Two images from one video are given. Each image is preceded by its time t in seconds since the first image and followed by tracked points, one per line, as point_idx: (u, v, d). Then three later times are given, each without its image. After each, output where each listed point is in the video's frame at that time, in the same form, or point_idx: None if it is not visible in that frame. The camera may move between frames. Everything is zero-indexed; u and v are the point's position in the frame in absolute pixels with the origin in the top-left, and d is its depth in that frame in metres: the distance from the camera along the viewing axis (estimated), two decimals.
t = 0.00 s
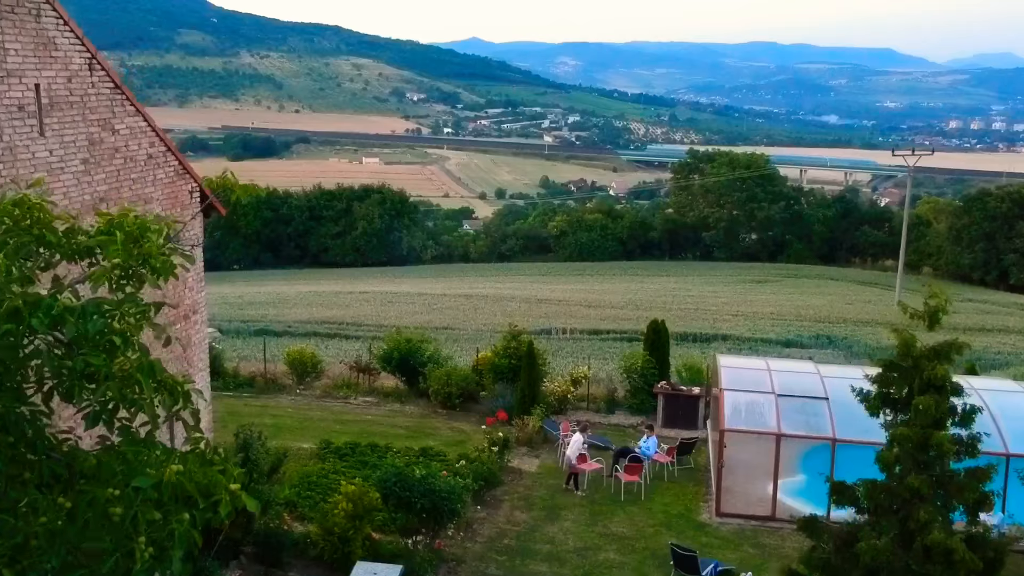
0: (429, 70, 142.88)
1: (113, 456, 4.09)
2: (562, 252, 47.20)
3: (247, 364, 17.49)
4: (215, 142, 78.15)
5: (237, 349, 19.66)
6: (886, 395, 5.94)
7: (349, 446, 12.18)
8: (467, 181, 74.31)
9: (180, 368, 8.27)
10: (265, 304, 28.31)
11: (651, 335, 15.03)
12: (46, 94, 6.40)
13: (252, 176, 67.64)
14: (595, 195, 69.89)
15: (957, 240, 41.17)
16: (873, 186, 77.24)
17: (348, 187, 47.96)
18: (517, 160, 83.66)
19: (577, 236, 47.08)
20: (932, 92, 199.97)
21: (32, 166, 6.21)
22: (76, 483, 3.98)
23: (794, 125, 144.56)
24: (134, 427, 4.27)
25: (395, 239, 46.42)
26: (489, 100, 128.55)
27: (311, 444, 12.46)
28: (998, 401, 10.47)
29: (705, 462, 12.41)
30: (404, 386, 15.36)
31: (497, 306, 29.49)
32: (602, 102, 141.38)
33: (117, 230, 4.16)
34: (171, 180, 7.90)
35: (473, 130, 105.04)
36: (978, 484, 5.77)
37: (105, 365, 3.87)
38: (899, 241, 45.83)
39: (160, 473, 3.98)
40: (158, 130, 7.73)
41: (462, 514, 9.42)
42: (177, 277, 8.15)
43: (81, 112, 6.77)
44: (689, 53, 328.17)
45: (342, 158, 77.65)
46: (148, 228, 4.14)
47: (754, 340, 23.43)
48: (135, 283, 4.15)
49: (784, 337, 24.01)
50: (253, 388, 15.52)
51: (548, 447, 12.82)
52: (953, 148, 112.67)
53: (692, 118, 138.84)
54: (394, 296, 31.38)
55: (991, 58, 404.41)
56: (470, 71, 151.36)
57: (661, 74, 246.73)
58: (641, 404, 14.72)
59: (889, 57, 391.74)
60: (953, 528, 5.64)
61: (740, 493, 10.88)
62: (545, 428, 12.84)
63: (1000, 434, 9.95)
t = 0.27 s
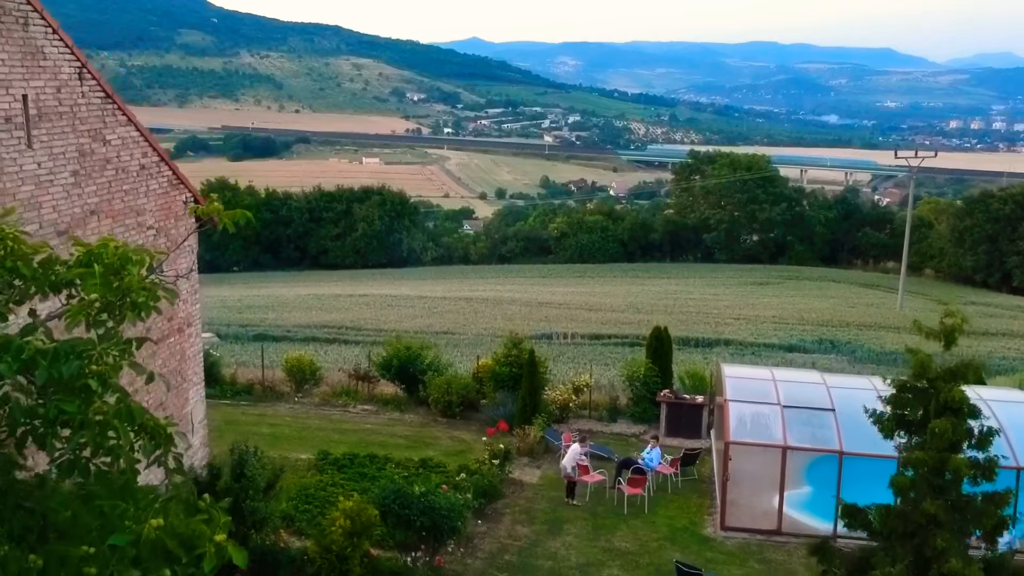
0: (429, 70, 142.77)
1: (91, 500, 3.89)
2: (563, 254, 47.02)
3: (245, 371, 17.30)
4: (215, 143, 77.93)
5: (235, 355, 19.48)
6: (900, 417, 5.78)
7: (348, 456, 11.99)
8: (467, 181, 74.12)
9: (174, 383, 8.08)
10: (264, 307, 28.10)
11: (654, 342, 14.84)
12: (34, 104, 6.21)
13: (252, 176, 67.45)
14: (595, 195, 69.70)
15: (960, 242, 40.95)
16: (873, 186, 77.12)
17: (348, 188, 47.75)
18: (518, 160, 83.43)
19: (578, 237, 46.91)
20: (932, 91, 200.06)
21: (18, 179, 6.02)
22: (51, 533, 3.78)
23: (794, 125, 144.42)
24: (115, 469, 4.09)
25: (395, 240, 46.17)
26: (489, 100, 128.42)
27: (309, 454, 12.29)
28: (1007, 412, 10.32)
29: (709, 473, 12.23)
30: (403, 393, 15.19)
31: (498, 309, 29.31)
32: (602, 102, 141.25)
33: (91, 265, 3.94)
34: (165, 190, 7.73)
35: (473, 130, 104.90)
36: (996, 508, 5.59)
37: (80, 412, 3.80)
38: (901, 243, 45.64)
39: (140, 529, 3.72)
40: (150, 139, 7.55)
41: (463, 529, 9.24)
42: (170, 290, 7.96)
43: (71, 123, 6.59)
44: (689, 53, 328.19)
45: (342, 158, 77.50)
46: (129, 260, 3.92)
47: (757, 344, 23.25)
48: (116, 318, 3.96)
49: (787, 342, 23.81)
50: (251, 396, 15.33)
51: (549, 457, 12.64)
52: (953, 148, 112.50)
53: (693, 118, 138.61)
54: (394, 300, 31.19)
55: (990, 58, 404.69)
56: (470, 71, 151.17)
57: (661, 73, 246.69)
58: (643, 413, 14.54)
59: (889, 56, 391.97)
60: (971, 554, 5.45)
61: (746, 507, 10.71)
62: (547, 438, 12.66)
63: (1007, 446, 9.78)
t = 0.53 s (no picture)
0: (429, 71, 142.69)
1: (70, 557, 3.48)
2: (564, 256, 46.88)
3: (243, 378, 17.14)
4: (215, 143, 77.83)
5: (233, 361, 19.32)
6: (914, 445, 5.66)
7: (346, 468, 11.81)
8: (468, 181, 73.92)
9: (168, 399, 7.92)
10: (263, 311, 27.97)
11: (656, 350, 14.66)
12: (23, 114, 6.06)
13: (252, 177, 67.29)
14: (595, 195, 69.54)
15: (962, 244, 40.76)
16: (873, 186, 77.01)
17: (348, 190, 47.59)
18: (518, 160, 83.17)
19: (578, 239, 46.78)
20: (932, 91, 200.05)
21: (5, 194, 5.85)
22: None
23: (795, 125, 144.26)
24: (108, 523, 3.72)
25: (396, 242, 45.90)
26: (490, 100, 128.36)
27: (307, 466, 12.12)
28: (1016, 425, 10.18)
29: (713, 486, 12.05)
30: (403, 402, 15.03)
31: (498, 313, 29.15)
32: (602, 102, 141.13)
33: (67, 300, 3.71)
34: (158, 202, 7.58)
35: (473, 130, 104.78)
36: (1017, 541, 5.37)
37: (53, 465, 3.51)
38: (903, 244, 45.48)
39: None
40: (143, 150, 7.39)
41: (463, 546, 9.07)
42: (164, 304, 7.80)
43: (60, 134, 6.41)
44: (689, 53, 328.17)
45: (342, 159, 77.38)
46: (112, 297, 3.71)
47: (759, 349, 23.08)
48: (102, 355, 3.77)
49: (789, 346, 23.60)
50: (248, 405, 15.17)
51: (550, 469, 12.48)
52: (953, 148, 112.41)
53: (693, 118, 138.50)
54: (393, 303, 31.06)
55: (991, 58, 404.72)
56: (470, 71, 151.04)
57: (662, 74, 246.90)
58: (645, 422, 14.40)
59: (888, 56, 391.98)
60: None
61: (751, 522, 10.52)
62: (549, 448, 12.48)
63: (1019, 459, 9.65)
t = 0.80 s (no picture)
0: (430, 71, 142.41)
1: None
2: (564, 257, 46.75)
3: (241, 384, 16.98)
4: (215, 143, 77.70)
5: (230, 368, 19.14)
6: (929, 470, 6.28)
7: (345, 479, 11.65)
8: (468, 181, 73.67)
9: (162, 415, 7.79)
10: (262, 315, 27.77)
11: (658, 357, 14.46)
12: (10, 127, 5.90)
13: (251, 177, 67.10)
14: (595, 195, 69.31)
15: (964, 246, 40.56)
16: (874, 186, 76.78)
17: (348, 191, 47.35)
18: (518, 160, 82.85)
19: (579, 241, 46.67)
20: (932, 91, 199.89)
21: None
22: None
23: (795, 125, 143.97)
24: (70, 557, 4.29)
25: (395, 244, 45.53)
26: (490, 100, 128.17)
27: (304, 476, 11.96)
28: None
29: (717, 497, 11.89)
30: (402, 410, 14.87)
31: (498, 317, 29.01)
32: (603, 102, 140.93)
33: (41, 341, 4.44)
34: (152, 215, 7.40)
35: (473, 130, 104.56)
36: None
37: (24, 519, 4.11)
38: (904, 246, 45.26)
39: None
40: (136, 161, 7.20)
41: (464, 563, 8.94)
42: (157, 317, 7.64)
43: (49, 147, 6.24)
44: (689, 53, 327.96)
45: (342, 159, 77.24)
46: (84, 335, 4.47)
47: (761, 354, 22.89)
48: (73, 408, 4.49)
49: (791, 351, 23.42)
50: (246, 413, 14.98)
51: (552, 479, 12.32)
52: (953, 149, 112.22)
53: (693, 118, 138.26)
54: (392, 307, 30.89)
55: (991, 58, 404.52)
56: (470, 71, 150.86)
57: (662, 74, 246.63)
58: (648, 431, 14.21)
59: (889, 56, 391.90)
60: None
61: (756, 536, 10.34)
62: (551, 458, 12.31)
63: None
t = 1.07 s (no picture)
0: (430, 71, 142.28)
1: None
2: (565, 259, 46.64)
3: (238, 392, 16.80)
4: (215, 144, 77.68)
5: (229, 374, 18.96)
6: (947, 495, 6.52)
7: (344, 492, 11.50)
8: (468, 182, 73.48)
9: (156, 431, 7.66)
10: (261, 319, 27.60)
11: (662, 366, 14.26)
12: None
13: (251, 178, 66.97)
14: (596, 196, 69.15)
15: (966, 248, 40.37)
16: (875, 186, 76.59)
17: (347, 193, 47.14)
18: (518, 160, 82.59)
19: (579, 243, 46.62)
20: (932, 91, 199.88)
21: None
22: None
23: (795, 125, 143.85)
24: None
25: (395, 246, 45.24)
26: (490, 100, 128.07)
27: (303, 488, 11.81)
28: None
29: (721, 510, 11.75)
30: (402, 419, 14.73)
31: (499, 321, 28.80)
32: (603, 103, 140.84)
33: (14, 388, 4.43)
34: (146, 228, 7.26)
35: (473, 130, 104.42)
36: None
37: None
38: (906, 248, 45.06)
39: None
40: (129, 172, 7.04)
41: None
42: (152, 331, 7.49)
43: (39, 160, 6.08)
44: (690, 53, 327.98)
45: (343, 159, 77.16)
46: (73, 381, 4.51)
47: (764, 359, 22.72)
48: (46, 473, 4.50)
49: (794, 356, 23.25)
50: (243, 422, 14.83)
51: (553, 491, 12.16)
52: (954, 149, 112.10)
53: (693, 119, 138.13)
54: (392, 310, 30.72)
55: (992, 58, 404.51)
56: (470, 71, 150.80)
57: (662, 74, 246.73)
58: (651, 440, 14.06)
59: (888, 56, 391.90)
60: None
61: (760, 549, 10.20)
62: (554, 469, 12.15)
63: None
